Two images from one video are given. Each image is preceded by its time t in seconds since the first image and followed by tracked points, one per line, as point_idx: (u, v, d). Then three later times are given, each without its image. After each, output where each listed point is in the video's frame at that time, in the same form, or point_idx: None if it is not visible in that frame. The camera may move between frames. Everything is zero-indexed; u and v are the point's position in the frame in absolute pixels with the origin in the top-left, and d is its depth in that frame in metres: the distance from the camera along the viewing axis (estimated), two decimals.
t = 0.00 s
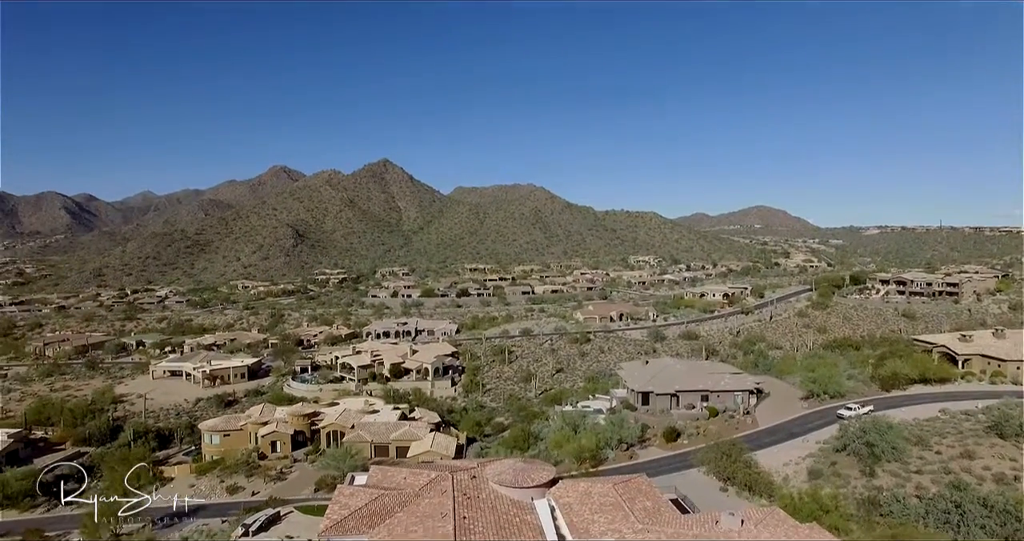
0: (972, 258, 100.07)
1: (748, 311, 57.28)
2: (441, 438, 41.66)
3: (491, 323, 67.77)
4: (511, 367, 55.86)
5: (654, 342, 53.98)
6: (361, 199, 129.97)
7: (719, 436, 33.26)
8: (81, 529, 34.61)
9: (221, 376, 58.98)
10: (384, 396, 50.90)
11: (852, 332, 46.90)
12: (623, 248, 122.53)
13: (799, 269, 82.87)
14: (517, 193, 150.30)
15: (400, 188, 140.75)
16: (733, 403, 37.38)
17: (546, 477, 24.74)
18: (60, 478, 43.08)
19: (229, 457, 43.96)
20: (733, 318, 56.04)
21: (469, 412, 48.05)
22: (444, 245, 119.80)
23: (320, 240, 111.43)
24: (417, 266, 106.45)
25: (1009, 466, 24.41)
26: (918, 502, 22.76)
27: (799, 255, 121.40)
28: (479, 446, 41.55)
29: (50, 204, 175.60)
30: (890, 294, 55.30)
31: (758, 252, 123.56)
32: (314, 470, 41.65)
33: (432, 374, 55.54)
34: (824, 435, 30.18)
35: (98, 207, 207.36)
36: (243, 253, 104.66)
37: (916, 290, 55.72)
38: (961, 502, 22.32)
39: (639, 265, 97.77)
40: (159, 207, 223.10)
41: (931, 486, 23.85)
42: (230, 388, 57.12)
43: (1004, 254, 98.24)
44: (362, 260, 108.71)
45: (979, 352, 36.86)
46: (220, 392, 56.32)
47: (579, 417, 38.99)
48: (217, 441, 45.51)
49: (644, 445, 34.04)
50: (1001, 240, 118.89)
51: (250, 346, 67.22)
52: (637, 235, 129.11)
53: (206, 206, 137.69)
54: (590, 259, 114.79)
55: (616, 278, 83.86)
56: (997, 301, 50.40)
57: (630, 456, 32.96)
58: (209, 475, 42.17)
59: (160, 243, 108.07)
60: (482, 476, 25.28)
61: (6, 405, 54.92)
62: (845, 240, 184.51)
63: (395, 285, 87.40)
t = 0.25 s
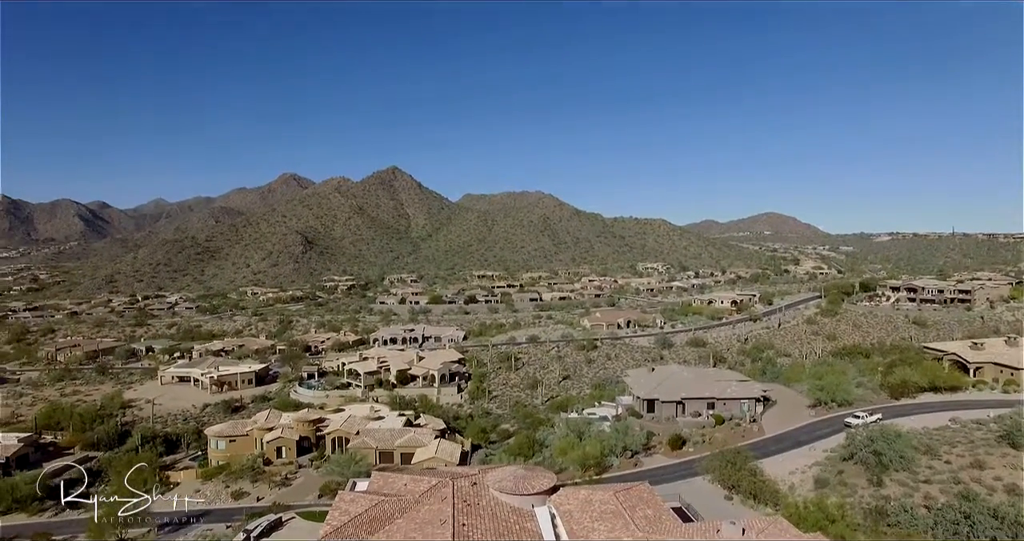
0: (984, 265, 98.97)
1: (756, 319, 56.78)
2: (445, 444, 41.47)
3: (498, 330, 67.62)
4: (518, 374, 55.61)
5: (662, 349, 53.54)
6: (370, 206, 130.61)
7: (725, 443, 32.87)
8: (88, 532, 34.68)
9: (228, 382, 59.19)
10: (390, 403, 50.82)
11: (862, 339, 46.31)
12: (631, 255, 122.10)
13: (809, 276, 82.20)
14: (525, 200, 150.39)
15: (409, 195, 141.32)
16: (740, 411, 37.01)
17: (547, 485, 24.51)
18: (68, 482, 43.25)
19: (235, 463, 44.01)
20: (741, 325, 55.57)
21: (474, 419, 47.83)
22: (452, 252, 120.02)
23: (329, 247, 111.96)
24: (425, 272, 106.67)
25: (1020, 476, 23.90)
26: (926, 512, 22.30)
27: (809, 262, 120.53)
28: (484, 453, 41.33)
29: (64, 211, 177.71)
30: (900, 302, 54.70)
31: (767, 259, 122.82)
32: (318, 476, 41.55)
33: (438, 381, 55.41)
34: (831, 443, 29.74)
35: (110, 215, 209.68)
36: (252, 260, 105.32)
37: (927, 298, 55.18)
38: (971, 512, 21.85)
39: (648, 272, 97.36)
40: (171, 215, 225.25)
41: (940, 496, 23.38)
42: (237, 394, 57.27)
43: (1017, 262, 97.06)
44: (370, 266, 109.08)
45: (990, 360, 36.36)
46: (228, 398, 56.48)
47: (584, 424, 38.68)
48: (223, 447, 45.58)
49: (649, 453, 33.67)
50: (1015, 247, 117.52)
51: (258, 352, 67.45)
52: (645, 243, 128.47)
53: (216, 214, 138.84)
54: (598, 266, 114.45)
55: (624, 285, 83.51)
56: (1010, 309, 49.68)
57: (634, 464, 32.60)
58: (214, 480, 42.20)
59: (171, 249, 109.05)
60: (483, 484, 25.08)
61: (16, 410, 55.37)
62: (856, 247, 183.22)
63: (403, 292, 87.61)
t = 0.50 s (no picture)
0: (996, 265, 97.82)
1: (764, 319, 56.31)
2: (450, 443, 41.40)
3: (504, 330, 67.52)
4: (524, 373, 55.46)
5: (669, 349, 53.14)
6: (378, 206, 131.00)
7: (730, 444, 32.56)
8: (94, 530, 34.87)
9: (236, 381, 59.47)
10: (396, 402, 50.84)
11: (871, 340, 45.81)
12: (640, 255, 121.60)
13: (818, 277, 81.60)
14: (533, 200, 150.25)
15: (417, 195, 141.66)
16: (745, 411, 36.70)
17: (548, 485, 24.34)
18: (77, 479, 43.55)
19: (241, 461, 44.18)
20: (749, 326, 55.16)
21: (480, 419, 47.72)
22: (460, 251, 120.17)
23: (338, 247, 112.38)
24: (433, 272, 106.82)
25: None
26: (932, 515, 21.97)
27: (818, 262, 119.57)
28: (488, 453, 41.23)
29: (77, 211, 179.65)
30: (910, 302, 54.15)
31: (776, 259, 122.06)
32: (323, 475, 41.61)
33: (444, 381, 55.37)
34: (837, 444, 29.39)
35: (122, 215, 211.65)
36: (261, 259, 105.89)
37: (937, 298, 54.62)
38: (978, 515, 21.48)
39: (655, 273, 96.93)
40: (182, 215, 227.01)
41: (946, 499, 23.03)
42: (245, 393, 57.53)
43: None
44: (378, 266, 109.38)
45: (1001, 362, 35.93)
46: (235, 397, 56.75)
47: (589, 424, 38.45)
48: (229, 446, 45.80)
49: (653, 453, 33.41)
50: None
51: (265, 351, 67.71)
52: (653, 242, 127.74)
53: (226, 214, 139.76)
54: (606, 266, 114.09)
55: (631, 285, 83.16)
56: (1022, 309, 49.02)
57: (638, 464, 32.35)
58: (220, 479, 42.34)
59: (181, 249, 109.87)
60: (484, 484, 24.96)
61: (28, 408, 55.92)
62: (867, 247, 181.72)
63: (411, 291, 87.82)
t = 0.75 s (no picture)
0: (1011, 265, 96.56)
1: (772, 319, 55.85)
2: (455, 443, 41.35)
3: (511, 330, 67.43)
4: (530, 373, 55.31)
5: (675, 349, 52.81)
6: (387, 206, 131.42)
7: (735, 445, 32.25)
8: (101, 527, 35.06)
9: (244, 380, 59.79)
10: (402, 401, 50.89)
11: (881, 340, 45.30)
12: (649, 254, 121.05)
13: (828, 276, 80.89)
14: (542, 200, 150.04)
15: (425, 195, 141.96)
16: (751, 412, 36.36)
17: (548, 485, 24.19)
18: (86, 476, 43.90)
19: (247, 459, 44.37)
20: (757, 326, 54.72)
21: (486, 418, 47.61)
22: (469, 251, 120.29)
23: (347, 246, 112.82)
24: (441, 272, 107.04)
25: None
26: (938, 518, 21.60)
27: (829, 261, 118.53)
28: (493, 452, 41.15)
29: (90, 212, 181.73)
30: (921, 302, 53.54)
31: (787, 258, 121.15)
32: (328, 473, 41.65)
33: (451, 380, 55.35)
34: (843, 446, 29.03)
35: (134, 216, 213.53)
36: (271, 259, 106.50)
37: (949, 298, 53.96)
38: (986, 518, 21.09)
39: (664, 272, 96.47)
40: (193, 215, 229.06)
41: (954, 501, 22.65)
42: (253, 392, 57.79)
43: None
44: (387, 265, 109.69)
45: (1012, 363, 35.40)
46: (243, 395, 57.04)
47: (594, 424, 38.28)
48: (236, 444, 46.00)
49: (658, 454, 33.13)
50: None
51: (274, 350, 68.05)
52: (662, 242, 127.12)
53: (237, 214, 140.73)
54: (614, 265, 113.73)
55: (639, 285, 82.77)
56: None
57: (643, 465, 32.10)
58: (227, 477, 42.52)
59: (192, 249, 110.71)
60: (484, 483, 24.86)
61: (39, 405, 56.48)
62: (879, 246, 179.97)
63: (419, 291, 87.98)
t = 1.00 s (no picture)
0: None
1: (781, 319, 55.34)
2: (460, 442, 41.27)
3: (518, 329, 67.30)
4: (537, 373, 55.13)
5: (683, 350, 52.42)
6: (395, 206, 131.76)
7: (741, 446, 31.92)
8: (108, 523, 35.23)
9: (252, 379, 60.08)
10: (408, 401, 50.89)
11: (891, 341, 44.73)
12: (658, 254, 120.37)
13: (839, 276, 80.13)
14: (551, 199, 149.79)
15: (434, 194, 142.13)
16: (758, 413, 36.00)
17: (549, 485, 24.00)
18: (96, 474, 44.21)
19: (254, 458, 44.53)
20: (765, 326, 54.24)
21: (492, 418, 47.48)
22: (478, 250, 120.30)
23: (356, 246, 113.19)
24: (450, 271, 107.07)
25: None
26: (946, 521, 21.21)
27: (841, 261, 117.43)
28: (498, 452, 41.02)
29: (103, 212, 183.88)
30: (933, 302, 52.88)
31: (797, 258, 120.11)
32: (334, 472, 41.68)
33: (457, 380, 55.30)
34: (850, 447, 28.64)
35: (146, 217, 215.81)
36: (280, 259, 107.04)
37: (961, 298, 53.27)
38: (995, 521, 20.69)
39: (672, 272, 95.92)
40: (205, 215, 231.05)
41: (962, 504, 22.25)
42: (260, 390, 58.05)
43: None
44: (395, 265, 109.90)
45: None
46: (251, 394, 57.31)
47: (599, 424, 38.05)
48: (243, 442, 46.18)
49: (662, 454, 32.85)
50: None
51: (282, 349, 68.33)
52: (671, 242, 126.34)
53: (247, 214, 141.68)
54: (622, 265, 113.24)
55: (648, 285, 82.30)
56: None
57: (647, 465, 31.84)
58: (233, 475, 42.67)
59: (202, 249, 111.52)
60: (485, 483, 24.71)
61: (51, 403, 57.09)
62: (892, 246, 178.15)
63: (428, 290, 88.06)
